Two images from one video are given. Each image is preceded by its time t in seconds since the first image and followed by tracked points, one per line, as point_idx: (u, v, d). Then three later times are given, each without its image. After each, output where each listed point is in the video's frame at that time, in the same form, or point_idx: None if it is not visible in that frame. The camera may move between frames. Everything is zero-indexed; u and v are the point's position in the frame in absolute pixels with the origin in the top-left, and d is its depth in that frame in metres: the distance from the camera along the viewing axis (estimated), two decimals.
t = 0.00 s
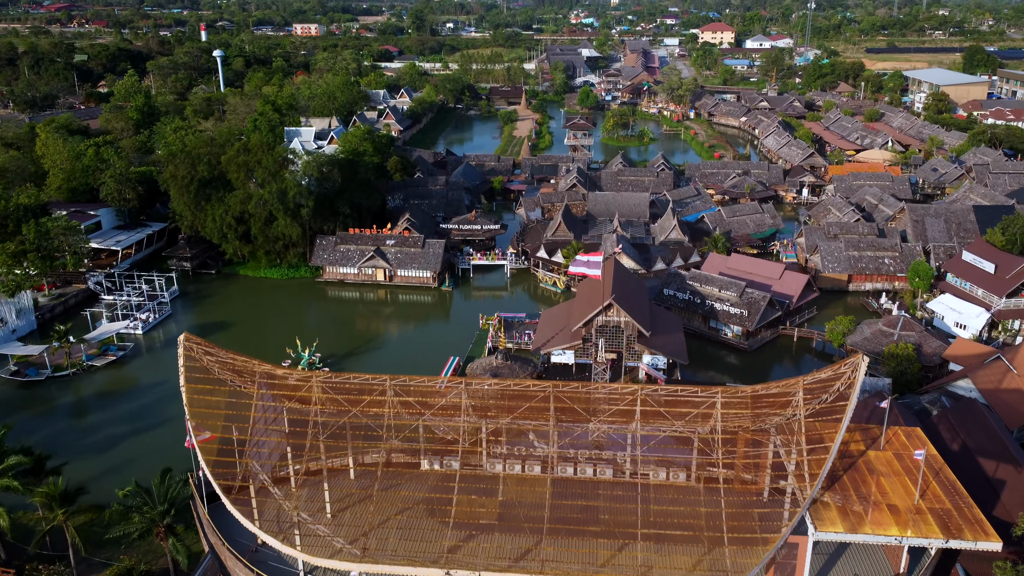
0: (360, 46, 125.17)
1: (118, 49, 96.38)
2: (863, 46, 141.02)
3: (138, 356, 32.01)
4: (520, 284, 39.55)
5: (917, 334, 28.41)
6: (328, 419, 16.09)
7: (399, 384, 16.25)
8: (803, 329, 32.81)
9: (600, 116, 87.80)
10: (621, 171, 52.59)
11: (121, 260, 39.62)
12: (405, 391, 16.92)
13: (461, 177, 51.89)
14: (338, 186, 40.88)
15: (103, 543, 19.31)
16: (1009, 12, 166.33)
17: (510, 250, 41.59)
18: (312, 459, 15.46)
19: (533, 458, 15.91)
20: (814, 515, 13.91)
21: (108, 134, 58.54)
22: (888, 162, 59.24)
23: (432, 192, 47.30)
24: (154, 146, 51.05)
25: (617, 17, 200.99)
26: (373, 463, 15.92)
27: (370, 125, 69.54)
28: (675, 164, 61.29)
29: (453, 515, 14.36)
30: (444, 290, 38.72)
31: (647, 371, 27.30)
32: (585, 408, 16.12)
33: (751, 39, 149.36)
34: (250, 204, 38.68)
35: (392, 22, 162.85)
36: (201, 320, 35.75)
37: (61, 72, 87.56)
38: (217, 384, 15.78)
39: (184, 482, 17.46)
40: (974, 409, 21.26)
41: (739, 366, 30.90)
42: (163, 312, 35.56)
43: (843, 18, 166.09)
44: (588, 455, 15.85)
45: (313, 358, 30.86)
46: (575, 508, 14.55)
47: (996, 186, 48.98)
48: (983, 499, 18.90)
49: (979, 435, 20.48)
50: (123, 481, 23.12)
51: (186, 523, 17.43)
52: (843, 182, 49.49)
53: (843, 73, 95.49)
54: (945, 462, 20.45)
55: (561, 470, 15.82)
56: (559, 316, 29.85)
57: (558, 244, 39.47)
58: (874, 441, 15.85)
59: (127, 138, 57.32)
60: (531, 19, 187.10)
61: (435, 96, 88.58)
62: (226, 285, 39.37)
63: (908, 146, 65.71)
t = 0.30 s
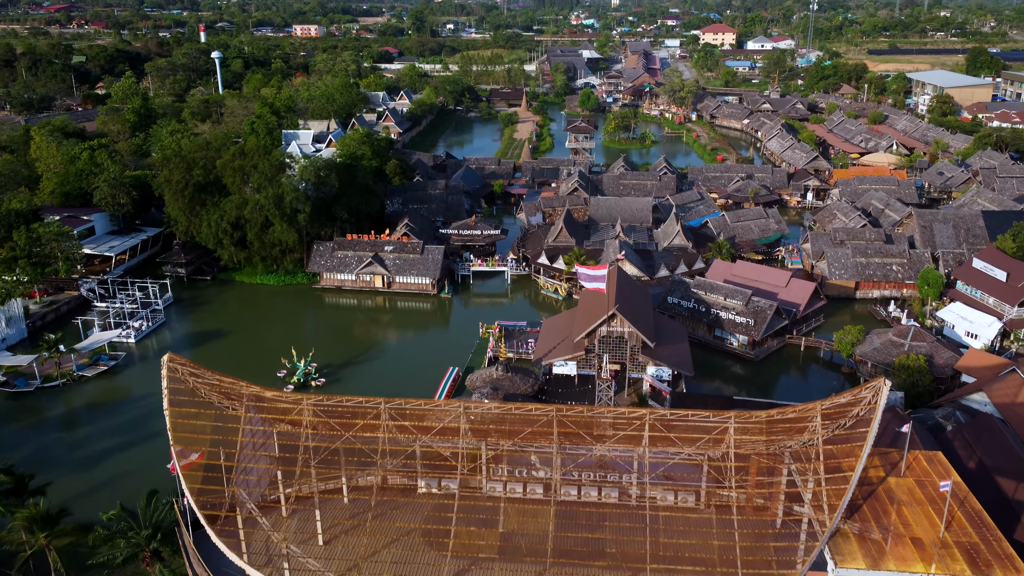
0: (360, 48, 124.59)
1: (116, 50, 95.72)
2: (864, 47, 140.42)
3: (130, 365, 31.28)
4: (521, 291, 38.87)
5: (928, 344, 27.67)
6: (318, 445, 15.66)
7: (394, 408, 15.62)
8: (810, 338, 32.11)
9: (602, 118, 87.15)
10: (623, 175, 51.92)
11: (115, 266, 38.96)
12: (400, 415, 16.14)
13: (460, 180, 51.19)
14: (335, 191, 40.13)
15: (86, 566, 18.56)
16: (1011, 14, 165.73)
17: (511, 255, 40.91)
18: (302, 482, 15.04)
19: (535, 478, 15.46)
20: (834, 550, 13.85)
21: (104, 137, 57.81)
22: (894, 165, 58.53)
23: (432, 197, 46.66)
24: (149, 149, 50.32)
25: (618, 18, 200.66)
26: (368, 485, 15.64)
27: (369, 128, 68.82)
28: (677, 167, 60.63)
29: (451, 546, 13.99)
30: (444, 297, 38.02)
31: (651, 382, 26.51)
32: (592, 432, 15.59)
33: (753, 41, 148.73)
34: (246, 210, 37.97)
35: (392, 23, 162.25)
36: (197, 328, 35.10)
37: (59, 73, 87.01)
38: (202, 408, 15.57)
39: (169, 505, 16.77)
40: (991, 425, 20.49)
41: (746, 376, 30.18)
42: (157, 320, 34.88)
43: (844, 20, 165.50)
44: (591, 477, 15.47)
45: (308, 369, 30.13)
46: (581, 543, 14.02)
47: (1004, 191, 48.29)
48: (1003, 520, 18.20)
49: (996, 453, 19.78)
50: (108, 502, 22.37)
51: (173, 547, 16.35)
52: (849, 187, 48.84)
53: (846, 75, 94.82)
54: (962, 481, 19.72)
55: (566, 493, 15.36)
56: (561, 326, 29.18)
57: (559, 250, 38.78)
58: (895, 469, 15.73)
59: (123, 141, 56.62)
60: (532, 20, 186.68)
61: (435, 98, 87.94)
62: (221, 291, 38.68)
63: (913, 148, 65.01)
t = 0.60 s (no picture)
0: (360, 49, 123.99)
1: (114, 51, 95.14)
2: (866, 48, 139.70)
3: (122, 376, 30.56)
4: (522, 298, 38.16)
5: (940, 355, 26.94)
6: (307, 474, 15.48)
7: (386, 433, 15.48)
8: (817, 347, 31.44)
9: (603, 121, 86.50)
10: (625, 178, 51.24)
11: (108, 272, 38.26)
12: (394, 442, 15.91)
13: (460, 184, 50.56)
14: (332, 196, 39.44)
15: None
16: (1013, 15, 165.05)
17: (512, 261, 40.19)
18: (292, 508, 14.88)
19: (537, 505, 15.12)
20: None
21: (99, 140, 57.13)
22: (899, 169, 57.85)
23: (431, 201, 46.01)
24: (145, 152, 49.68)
25: (619, 19, 200.15)
26: (363, 510, 15.09)
27: (368, 130, 68.21)
28: (679, 170, 59.93)
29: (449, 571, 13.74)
30: (443, 304, 37.31)
31: (655, 396, 25.80)
32: (598, 460, 15.26)
33: (754, 42, 147.95)
34: (242, 215, 37.29)
35: (392, 24, 161.61)
36: (192, 337, 34.40)
37: (56, 75, 86.35)
38: (186, 435, 15.42)
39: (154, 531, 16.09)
40: (1009, 442, 19.73)
41: (752, 387, 29.48)
42: (150, 329, 34.16)
43: (846, 21, 164.80)
44: (597, 501, 15.14)
45: (304, 380, 29.35)
46: None
47: (1011, 195, 47.61)
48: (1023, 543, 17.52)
49: (1015, 471, 19.09)
50: (97, 521, 21.73)
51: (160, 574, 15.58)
52: (854, 191, 48.19)
53: (848, 77, 94.14)
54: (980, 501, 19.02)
55: (570, 519, 15.07)
56: (563, 336, 28.45)
57: (560, 256, 38.08)
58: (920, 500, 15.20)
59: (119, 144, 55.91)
60: (532, 21, 186.06)
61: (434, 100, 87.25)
62: (216, 299, 37.94)
63: (918, 151, 64.31)
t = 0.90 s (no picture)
0: (360, 50, 123.30)
1: (112, 53, 94.43)
2: (868, 49, 139.04)
3: (114, 388, 29.86)
4: (522, 305, 37.43)
5: (953, 367, 26.19)
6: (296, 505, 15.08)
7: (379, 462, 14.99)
8: (825, 357, 30.67)
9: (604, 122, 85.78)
10: (628, 182, 50.51)
11: (101, 279, 37.53)
12: (387, 472, 15.17)
13: (460, 188, 49.80)
14: (329, 201, 38.66)
15: None
16: (1015, 16, 164.43)
17: (512, 268, 39.44)
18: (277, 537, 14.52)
19: (541, 532, 14.49)
20: None
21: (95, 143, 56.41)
22: (904, 172, 57.11)
23: (431, 206, 45.29)
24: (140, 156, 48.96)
25: (620, 20, 199.50)
26: (356, 538, 14.72)
27: (367, 133, 67.49)
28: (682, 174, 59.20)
29: None
30: (442, 311, 36.54)
31: (660, 409, 25.05)
32: (604, 490, 14.67)
33: (755, 43, 147.24)
34: (237, 221, 36.55)
35: (392, 26, 160.95)
36: (186, 345, 33.63)
37: (53, 77, 85.61)
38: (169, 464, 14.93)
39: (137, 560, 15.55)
40: None
41: (759, 399, 28.70)
42: (142, 337, 33.45)
43: (847, 22, 164.21)
44: (600, 530, 14.85)
45: (299, 392, 28.52)
46: None
47: (1020, 199, 46.88)
48: None
49: None
50: (87, 540, 21.12)
51: None
52: (860, 195, 47.44)
53: (851, 79, 93.42)
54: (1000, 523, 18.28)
55: (574, 547, 14.53)
56: (565, 346, 27.71)
57: (562, 262, 37.32)
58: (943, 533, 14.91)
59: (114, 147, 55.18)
60: (533, 22, 185.46)
61: (434, 101, 86.53)
62: (211, 306, 37.20)
63: (923, 154, 63.59)
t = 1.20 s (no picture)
0: (360, 51, 122.61)
1: (110, 55, 93.63)
2: (870, 50, 138.33)
3: (104, 399, 29.14)
4: (523, 313, 36.68)
5: (967, 380, 25.40)
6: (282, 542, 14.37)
7: (370, 498, 14.41)
8: (834, 367, 29.93)
9: (605, 124, 85.13)
10: (630, 186, 49.74)
11: (93, 286, 36.75)
12: (380, 508, 14.51)
13: (460, 192, 49.03)
14: (326, 207, 37.87)
15: None
16: (1016, 17, 163.76)
17: (512, 274, 38.67)
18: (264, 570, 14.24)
19: (543, 564, 14.31)
20: None
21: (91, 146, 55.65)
22: (910, 176, 56.33)
23: (430, 210, 44.54)
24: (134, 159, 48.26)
25: (621, 21, 198.76)
26: (346, 570, 14.56)
27: (366, 136, 66.72)
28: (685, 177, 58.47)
29: None
30: (441, 319, 35.79)
31: (665, 422, 24.20)
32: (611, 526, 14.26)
33: (757, 44, 146.48)
34: (232, 227, 35.81)
35: (392, 27, 160.09)
36: (179, 354, 32.91)
37: (50, 78, 84.79)
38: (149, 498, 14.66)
39: None
40: None
41: (766, 412, 27.99)
42: (134, 347, 32.70)
43: (849, 23, 163.49)
44: (608, 562, 14.16)
45: (293, 405, 27.82)
46: None
47: None
48: None
49: None
50: (73, 562, 20.49)
51: None
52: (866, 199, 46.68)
53: (854, 81, 92.66)
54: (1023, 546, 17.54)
55: None
56: (567, 358, 26.99)
57: (563, 269, 36.54)
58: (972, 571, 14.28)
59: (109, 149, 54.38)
60: (534, 23, 184.82)
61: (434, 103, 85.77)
62: (205, 313, 36.49)
63: (928, 157, 62.83)
